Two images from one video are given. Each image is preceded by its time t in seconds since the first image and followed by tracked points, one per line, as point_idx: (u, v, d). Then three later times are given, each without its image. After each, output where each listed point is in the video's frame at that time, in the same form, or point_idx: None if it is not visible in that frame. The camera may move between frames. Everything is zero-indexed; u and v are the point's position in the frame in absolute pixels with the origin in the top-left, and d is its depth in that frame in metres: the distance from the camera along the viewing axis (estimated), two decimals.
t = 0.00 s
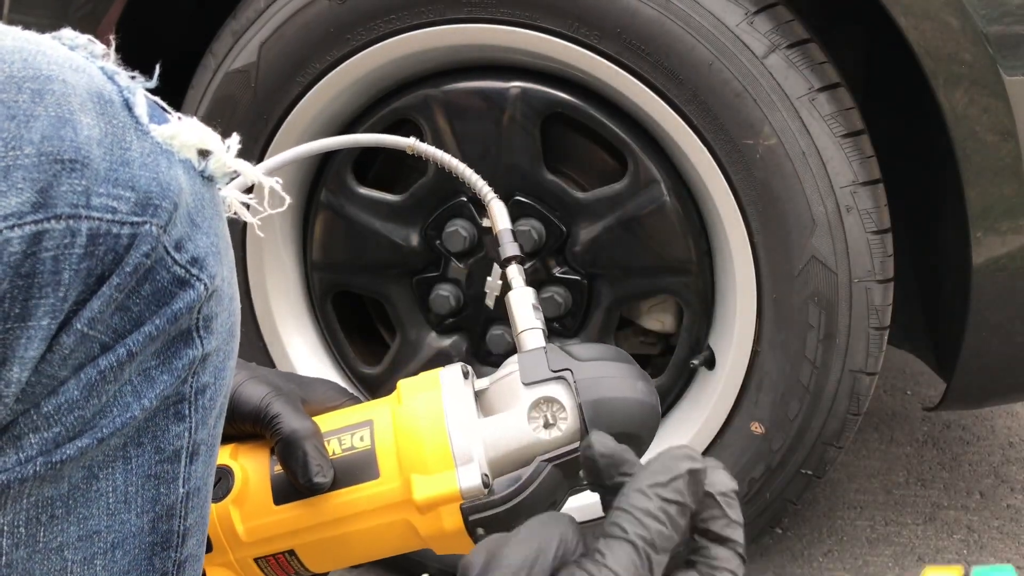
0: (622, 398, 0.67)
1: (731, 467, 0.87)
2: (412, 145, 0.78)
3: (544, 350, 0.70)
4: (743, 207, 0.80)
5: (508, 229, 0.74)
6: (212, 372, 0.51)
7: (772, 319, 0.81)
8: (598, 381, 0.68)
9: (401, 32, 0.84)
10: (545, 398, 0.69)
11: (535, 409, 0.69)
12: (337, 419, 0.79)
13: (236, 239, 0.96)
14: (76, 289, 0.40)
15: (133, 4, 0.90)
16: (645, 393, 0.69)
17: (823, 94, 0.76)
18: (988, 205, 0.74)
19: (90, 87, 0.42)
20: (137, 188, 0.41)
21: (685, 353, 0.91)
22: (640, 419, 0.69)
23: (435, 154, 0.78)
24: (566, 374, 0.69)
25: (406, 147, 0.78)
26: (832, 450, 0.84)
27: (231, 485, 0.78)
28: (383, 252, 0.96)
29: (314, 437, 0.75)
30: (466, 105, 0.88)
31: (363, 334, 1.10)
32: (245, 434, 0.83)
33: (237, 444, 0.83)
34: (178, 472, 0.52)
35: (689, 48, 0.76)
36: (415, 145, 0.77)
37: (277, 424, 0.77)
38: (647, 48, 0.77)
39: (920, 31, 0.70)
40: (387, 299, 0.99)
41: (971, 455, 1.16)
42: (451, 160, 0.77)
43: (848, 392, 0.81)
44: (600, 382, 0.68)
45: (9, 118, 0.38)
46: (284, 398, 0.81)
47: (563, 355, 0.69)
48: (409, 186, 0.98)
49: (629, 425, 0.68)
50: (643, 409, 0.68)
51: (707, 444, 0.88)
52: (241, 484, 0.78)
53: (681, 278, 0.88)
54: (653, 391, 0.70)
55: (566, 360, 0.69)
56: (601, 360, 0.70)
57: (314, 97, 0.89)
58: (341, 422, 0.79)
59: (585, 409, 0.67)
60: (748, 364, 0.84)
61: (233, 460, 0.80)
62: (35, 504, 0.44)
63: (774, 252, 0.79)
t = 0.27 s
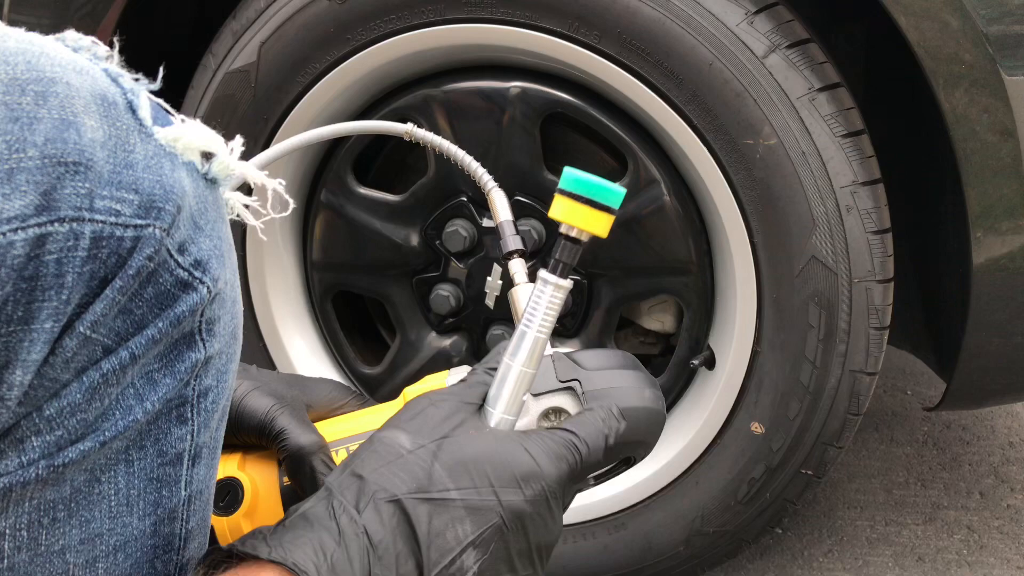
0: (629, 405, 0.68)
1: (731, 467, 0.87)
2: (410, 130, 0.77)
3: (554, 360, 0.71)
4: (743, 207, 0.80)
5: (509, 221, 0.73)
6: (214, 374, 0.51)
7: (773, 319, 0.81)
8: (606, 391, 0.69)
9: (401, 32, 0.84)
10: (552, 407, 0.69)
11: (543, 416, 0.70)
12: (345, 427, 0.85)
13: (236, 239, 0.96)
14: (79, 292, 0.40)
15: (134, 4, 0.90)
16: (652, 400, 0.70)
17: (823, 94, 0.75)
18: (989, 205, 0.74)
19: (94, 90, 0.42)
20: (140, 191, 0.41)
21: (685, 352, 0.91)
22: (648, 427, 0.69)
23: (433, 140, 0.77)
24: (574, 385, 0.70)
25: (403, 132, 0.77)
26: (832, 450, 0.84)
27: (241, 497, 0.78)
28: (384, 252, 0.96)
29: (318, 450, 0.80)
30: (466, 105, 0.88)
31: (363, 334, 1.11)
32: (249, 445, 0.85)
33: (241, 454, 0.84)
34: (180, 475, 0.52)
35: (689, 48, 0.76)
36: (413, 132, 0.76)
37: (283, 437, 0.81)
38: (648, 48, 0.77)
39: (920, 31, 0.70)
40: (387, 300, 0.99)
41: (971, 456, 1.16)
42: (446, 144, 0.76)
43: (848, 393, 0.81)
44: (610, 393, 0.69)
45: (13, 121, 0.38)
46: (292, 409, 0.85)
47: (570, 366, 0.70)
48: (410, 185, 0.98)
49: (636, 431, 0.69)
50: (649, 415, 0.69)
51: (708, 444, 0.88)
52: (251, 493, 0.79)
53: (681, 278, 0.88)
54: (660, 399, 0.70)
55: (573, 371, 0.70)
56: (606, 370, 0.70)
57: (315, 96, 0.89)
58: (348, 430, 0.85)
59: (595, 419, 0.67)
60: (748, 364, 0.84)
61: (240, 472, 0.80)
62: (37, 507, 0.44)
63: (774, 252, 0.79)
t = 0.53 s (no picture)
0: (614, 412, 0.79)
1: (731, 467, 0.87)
2: (359, 72, 0.71)
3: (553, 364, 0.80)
4: (743, 206, 0.80)
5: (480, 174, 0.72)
6: (214, 375, 0.51)
7: (773, 319, 0.81)
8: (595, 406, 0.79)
9: (401, 32, 0.83)
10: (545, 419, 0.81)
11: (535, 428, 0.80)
12: (341, 436, 0.85)
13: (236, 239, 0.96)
14: (78, 292, 0.40)
15: (135, 4, 0.90)
16: (639, 404, 0.79)
17: (823, 94, 0.76)
18: (989, 205, 0.74)
19: (94, 91, 0.42)
20: (139, 192, 0.41)
21: (686, 352, 0.91)
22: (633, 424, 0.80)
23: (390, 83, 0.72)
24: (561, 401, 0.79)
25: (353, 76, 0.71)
26: (832, 450, 0.84)
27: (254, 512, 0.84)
28: (383, 252, 0.96)
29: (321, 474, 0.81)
30: (465, 104, 0.87)
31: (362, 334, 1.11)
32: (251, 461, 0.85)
33: (246, 472, 0.85)
34: (180, 476, 0.52)
35: (689, 47, 0.76)
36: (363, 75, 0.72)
37: (283, 460, 0.81)
38: (648, 48, 0.77)
39: (921, 31, 0.70)
40: (387, 300, 0.99)
41: (972, 456, 1.16)
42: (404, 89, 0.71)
43: (848, 393, 0.81)
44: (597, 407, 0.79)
45: (12, 122, 0.38)
46: (289, 424, 0.84)
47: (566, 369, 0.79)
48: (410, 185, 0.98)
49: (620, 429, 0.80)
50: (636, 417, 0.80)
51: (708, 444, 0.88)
52: (262, 509, 0.85)
53: (681, 278, 0.88)
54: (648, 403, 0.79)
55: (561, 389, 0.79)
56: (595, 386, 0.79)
57: (314, 95, 0.88)
58: (343, 438, 0.85)
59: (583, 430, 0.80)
60: (749, 364, 0.84)
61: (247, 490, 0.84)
62: (37, 508, 0.44)
63: (775, 252, 0.79)
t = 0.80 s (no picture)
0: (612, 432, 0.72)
1: (731, 467, 0.87)
2: (365, 82, 0.66)
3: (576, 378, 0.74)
4: (743, 206, 0.79)
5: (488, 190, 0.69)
6: (213, 375, 0.52)
7: (773, 319, 0.81)
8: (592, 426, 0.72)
9: (401, 31, 0.83)
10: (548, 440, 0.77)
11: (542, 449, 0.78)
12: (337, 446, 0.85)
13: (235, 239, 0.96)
14: (78, 292, 0.40)
15: (134, 4, 0.90)
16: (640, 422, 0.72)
17: (823, 94, 0.76)
18: (989, 205, 0.74)
19: (93, 90, 0.42)
20: (139, 191, 0.42)
21: (686, 353, 0.91)
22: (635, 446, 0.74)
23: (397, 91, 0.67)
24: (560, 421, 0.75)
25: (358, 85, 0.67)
26: (832, 450, 0.84)
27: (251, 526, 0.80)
28: (383, 252, 0.96)
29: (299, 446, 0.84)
30: (465, 104, 0.87)
31: (362, 334, 1.10)
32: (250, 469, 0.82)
33: (245, 481, 0.82)
34: (179, 476, 0.52)
35: (689, 47, 0.76)
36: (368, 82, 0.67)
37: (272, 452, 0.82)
38: (648, 48, 0.77)
39: (921, 31, 0.70)
40: (387, 300, 0.99)
41: (972, 456, 1.16)
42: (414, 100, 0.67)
43: (849, 393, 0.81)
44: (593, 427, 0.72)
45: (11, 120, 0.38)
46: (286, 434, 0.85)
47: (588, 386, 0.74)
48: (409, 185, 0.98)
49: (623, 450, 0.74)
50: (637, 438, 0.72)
51: (709, 444, 0.88)
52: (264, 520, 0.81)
53: (681, 279, 0.88)
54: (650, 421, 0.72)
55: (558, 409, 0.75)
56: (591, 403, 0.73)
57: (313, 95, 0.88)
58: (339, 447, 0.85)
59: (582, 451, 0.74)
60: (749, 365, 0.84)
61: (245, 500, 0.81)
62: (35, 509, 0.44)
63: (775, 253, 0.79)
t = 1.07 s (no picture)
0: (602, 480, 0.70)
1: (731, 467, 0.87)
2: (374, 101, 0.68)
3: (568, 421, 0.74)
4: (743, 206, 0.79)
5: (496, 219, 0.70)
6: (213, 376, 0.52)
7: (773, 319, 0.81)
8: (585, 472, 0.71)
9: (401, 31, 0.83)
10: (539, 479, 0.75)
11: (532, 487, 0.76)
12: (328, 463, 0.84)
13: (235, 239, 0.96)
14: (78, 292, 0.40)
15: (135, 5, 0.89)
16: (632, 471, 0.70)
17: (823, 94, 0.76)
18: (989, 205, 0.74)
19: (93, 91, 0.42)
20: (140, 192, 0.42)
21: (686, 352, 0.91)
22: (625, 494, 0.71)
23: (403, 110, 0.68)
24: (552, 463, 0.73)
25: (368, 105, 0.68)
26: (832, 450, 0.84)
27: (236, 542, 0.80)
28: (383, 252, 0.96)
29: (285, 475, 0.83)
30: (465, 104, 0.87)
31: (362, 334, 1.10)
32: (235, 486, 0.83)
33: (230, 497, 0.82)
34: (179, 477, 0.52)
35: (689, 47, 0.76)
36: (378, 101, 0.68)
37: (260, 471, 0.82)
38: (648, 48, 0.77)
39: (921, 31, 0.70)
40: (387, 299, 0.99)
41: (972, 456, 1.16)
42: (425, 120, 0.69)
43: (848, 393, 0.81)
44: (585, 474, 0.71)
45: (12, 121, 0.38)
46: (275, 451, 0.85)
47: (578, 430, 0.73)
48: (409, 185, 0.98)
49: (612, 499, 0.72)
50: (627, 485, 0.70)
51: (709, 444, 0.88)
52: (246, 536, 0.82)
53: (681, 279, 0.87)
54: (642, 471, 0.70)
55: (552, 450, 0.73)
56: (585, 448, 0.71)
57: (314, 95, 0.88)
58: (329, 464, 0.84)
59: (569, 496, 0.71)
60: (749, 364, 0.84)
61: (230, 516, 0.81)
62: (35, 510, 0.43)
63: (775, 253, 0.79)
